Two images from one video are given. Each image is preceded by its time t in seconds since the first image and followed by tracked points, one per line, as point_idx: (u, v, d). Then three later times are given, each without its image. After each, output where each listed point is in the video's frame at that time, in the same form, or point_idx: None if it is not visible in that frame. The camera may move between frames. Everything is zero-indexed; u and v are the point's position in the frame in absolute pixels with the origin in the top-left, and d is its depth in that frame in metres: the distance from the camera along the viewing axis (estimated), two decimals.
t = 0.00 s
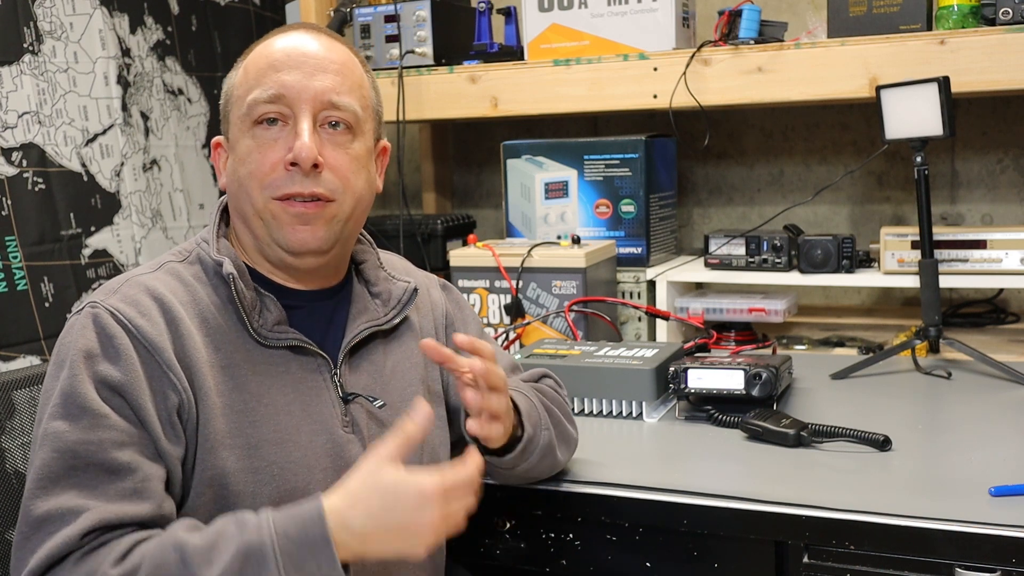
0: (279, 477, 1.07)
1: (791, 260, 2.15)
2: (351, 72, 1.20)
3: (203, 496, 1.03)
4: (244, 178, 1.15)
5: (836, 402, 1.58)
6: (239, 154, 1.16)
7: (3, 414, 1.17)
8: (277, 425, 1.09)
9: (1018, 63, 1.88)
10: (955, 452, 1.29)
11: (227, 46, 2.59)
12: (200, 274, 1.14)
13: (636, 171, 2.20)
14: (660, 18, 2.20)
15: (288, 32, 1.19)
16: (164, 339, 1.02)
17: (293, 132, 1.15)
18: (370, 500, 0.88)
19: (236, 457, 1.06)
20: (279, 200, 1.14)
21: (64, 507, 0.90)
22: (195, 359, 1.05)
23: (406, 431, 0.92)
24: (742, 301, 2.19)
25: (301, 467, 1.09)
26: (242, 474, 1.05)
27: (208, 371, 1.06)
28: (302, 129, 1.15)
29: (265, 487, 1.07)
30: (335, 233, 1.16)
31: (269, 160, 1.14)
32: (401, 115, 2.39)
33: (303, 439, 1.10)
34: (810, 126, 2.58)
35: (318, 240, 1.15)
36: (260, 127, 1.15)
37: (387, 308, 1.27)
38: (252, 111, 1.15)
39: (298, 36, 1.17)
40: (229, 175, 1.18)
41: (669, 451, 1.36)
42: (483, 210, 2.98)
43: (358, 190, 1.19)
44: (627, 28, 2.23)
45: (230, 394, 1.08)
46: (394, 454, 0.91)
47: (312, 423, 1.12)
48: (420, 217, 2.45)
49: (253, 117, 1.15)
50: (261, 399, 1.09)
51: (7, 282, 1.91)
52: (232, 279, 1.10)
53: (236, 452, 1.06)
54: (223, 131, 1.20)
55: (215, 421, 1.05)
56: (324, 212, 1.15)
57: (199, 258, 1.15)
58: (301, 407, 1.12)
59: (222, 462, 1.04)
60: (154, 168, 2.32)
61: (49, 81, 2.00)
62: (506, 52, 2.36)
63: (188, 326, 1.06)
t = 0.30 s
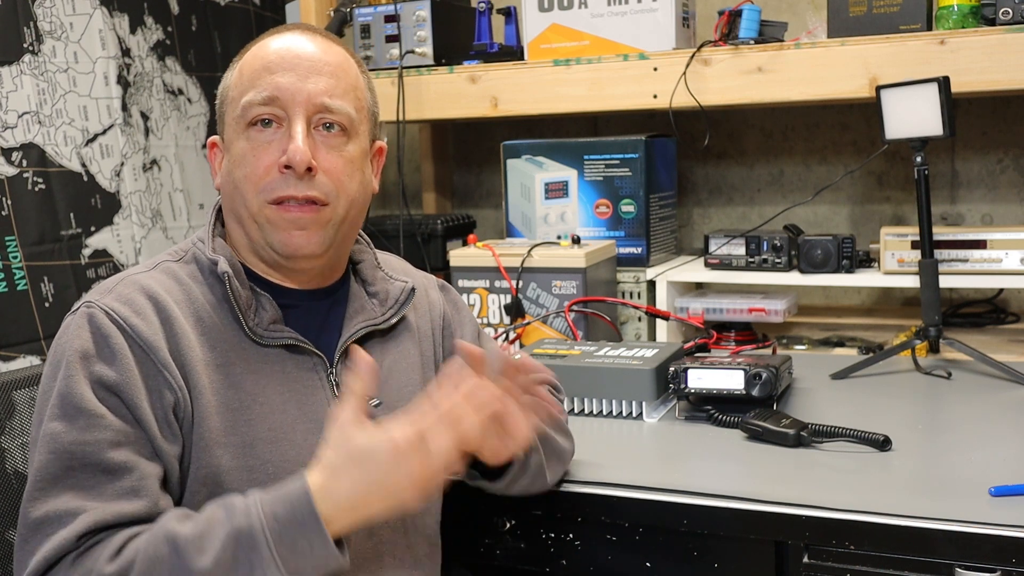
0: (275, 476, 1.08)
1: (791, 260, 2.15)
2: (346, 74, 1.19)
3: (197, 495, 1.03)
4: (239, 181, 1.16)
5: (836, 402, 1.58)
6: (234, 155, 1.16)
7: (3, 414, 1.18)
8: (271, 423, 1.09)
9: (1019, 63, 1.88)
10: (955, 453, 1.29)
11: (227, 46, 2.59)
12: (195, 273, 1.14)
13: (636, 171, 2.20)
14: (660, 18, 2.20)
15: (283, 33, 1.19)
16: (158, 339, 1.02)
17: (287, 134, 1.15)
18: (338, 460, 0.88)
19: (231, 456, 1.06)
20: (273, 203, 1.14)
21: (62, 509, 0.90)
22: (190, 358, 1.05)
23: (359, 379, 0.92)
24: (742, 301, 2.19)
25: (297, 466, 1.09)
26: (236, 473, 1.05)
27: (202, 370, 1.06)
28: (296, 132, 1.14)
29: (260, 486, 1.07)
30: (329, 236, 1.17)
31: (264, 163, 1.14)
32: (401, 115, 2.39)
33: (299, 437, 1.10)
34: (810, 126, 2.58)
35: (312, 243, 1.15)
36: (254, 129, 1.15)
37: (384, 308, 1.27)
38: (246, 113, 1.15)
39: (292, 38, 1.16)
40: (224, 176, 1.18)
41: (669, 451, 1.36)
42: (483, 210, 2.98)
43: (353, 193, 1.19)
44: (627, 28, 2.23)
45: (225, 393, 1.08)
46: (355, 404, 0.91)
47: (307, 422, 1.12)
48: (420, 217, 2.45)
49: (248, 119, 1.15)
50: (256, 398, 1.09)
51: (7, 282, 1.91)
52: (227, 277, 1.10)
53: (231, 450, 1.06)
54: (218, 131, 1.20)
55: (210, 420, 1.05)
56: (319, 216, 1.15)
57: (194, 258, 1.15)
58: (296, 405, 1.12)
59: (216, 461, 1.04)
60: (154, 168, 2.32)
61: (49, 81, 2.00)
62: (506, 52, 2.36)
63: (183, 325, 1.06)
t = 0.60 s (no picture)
0: (272, 477, 1.07)
1: (791, 260, 2.15)
2: (352, 82, 1.18)
3: (194, 496, 1.03)
4: (240, 187, 1.15)
5: (836, 402, 1.58)
6: (236, 160, 1.15)
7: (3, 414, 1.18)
8: (269, 425, 1.09)
9: (1019, 63, 1.88)
10: (955, 453, 1.29)
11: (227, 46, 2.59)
12: (194, 274, 1.13)
13: (635, 171, 2.20)
14: (660, 18, 2.20)
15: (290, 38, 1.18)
16: (156, 341, 1.02)
17: (291, 143, 1.14)
18: (354, 516, 0.91)
19: (228, 457, 1.06)
20: (274, 212, 1.14)
21: (62, 512, 0.91)
22: (187, 360, 1.05)
23: (390, 447, 0.88)
24: (742, 301, 2.19)
25: (294, 467, 1.09)
26: (234, 475, 1.05)
27: (200, 372, 1.06)
28: (300, 142, 1.14)
29: (257, 487, 1.06)
30: (330, 246, 1.17)
31: (266, 171, 1.14)
32: (401, 115, 2.39)
33: (296, 438, 1.10)
34: (810, 126, 2.58)
35: (313, 254, 1.15)
36: (257, 136, 1.14)
37: (383, 308, 1.27)
38: (249, 119, 1.14)
39: (299, 44, 1.15)
40: (225, 179, 1.18)
41: (669, 451, 1.36)
42: (483, 210, 2.98)
43: (354, 202, 1.19)
44: (627, 28, 2.22)
45: (222, 395, 1.07)
46: (379, 469, 0.89)
47: (304, 423, 1.12)
48: (420, 217, 2.45)
49: (251, 125, 1.14)
50: (254, 399, 1.09)
51: (7, 283, 1.91)
52: (225, 279, 1.10)
53: (228, 452, 1.06)
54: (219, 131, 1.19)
55: (207, 422, 1.04)
56: (320, 227, 1.15)
57: (193, 258, 1.15)
58: (294, 406, 1.12)
59: (213, 463, 1.04)
60: (154, 168, 2.32)
61: (49, 81, 2.00)
62: (506, 52, 2.36)
63: (180, 327, 1.06)
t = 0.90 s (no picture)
0: (274, 480, 1.07)
1: (791, 260, 2.15)
2: (360, 87, 1.18)
3: (196, 499, 1.03)
4: (243, 187, 1.15)
5: (836, 402, 1.58)
6: (240, 160, 1.15)
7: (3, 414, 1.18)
8: (271, 427, 1.09)
9: (1019, 63, 1.88)
10: (955, 453, 1.29)
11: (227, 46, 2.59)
12: (195, 274, 1.13)
13: (636, 171, 2.20)
14: (660, 18, 2.20)
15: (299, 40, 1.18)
16: (158, 344, 1.02)
17: (295, 145, 1.14)
18: (356, 522, 0.92)
19: (230, 460, 1.05)
20: (277, 215, 1.14)
21: (63, 516, 0.92)
22: (188, 363, 1.05)
23: (394, 454, 0.91)
24: (742, 301, 2.19)
25: (296, 470, 1.09)
26: (236, 479, 1.05)
27: (201, 375, 1.06)
28: (304, 144, 1.14)
29: (259, 490, 1.06)
30: (332, 251, 1.17)
31: (269, 173, 1.14)
32: (401, 115, 2.39)
33: (298, 441, 1.10)
34: (810, 126, 2.58)
35: (314, 259, 1.15)
36: (263, 136, 1.14)
37: (384, 310, 1.27)
38: (255, 119, 1.14)
39: (309, 45, 1.15)
40: (229, 178, 1.18)
41: (669, 451, 1.36)
42: (483, 210, 2.98)
43: (357, 207, 1.19)
44: (627, 28, 2.22)
45: (224, 397, 1.07)
46: (384, 476, 0.91)
47: (306, 425, 1.12)
48: (420, 217, 2.45)
49: (257, 125, 1.14)
50: (256, 402, 1.09)
51: (7, 283, 1.91)
52: (227, 281, 1.10)
53: (231, 455, 1.06)
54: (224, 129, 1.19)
55: (209, 425, 1.04)
56: (322, 232, 1.15)
57: (194, 258, 1.14)
58: (295, 409, 1.12)
59: (215, 466, 1.04)
60: (154, 168, 2.32)
61: (49, 81, 2.00)
62: (506, 53, 2.36)
63: (182, 329, 1.06)
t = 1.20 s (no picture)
0: (276, 484, 1.07)
1: (791, 260, 2.15)
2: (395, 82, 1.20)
3: (197, 507, 1.04)
4: (354, 198, 1.12)
5: (836, 402, 1.58)
6: (342, 170, 1.11)
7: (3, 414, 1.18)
8: (269, 430, 1.09)
9: (1019, 63, 1.88)
10: (955, 453, 1.29)
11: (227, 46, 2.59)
12: (186, 278, 1.13)
13: (635, 171, 2.20)
14: (660, 18, 2.19)
15: (341, 42, 1.14)
16: (150, 353, 1.02)
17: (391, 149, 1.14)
18: (350, 542, 0.94)
19: (230, 466, 1.05)
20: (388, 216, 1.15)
21: (53, 532, 0.93)
22: (183, 369, 1.04)
23: (404, 483, 0.95)
24: (742, 301, 2.19)
25: (296, 472, 1.09)
26: (237, 484, 1.05)
27: (198, 381, 1.06)
28: (400, 145, 1.15)
29: (261, 495, 1.06)
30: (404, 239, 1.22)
31: (381, 179, 1.13)
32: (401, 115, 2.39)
33: (297, 444, 1.10)
34: (810, 126, 2.58)
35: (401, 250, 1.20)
36: (361, 146, 1.11)
37: (378, 305, 1.26)
38: (352, 128, 1.10)
39: (363, 49, 1.14)
40: (305, 190, 1.11)
41: (669, 451, 1.36)
42: (483, 210, 2.98)
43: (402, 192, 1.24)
44: (627, 28, 2.22)
45: (221, 403, 1.07)
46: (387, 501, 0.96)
47: (304, 427, 1.12)
48: (420, 217, 2.45)
49: (354, 133, 1.11)
50: (253, 405, 1.09)
51: (7, 283, 1.91)
52: (220, 286, 1.09)
53: (229, 461, 1.06)
54: (286, 141, 1.10)
55: (205, 433, 1.04)
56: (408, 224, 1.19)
57: (184, 262, 1.14)
58: (292, 411, 1.12)
59: (215, 474, 1.04)
60: (154, 168, 2.31)
61: (49, 81, 2.00)
62: (506, 52, 2.36)
63: (176, 336, 1.06)
